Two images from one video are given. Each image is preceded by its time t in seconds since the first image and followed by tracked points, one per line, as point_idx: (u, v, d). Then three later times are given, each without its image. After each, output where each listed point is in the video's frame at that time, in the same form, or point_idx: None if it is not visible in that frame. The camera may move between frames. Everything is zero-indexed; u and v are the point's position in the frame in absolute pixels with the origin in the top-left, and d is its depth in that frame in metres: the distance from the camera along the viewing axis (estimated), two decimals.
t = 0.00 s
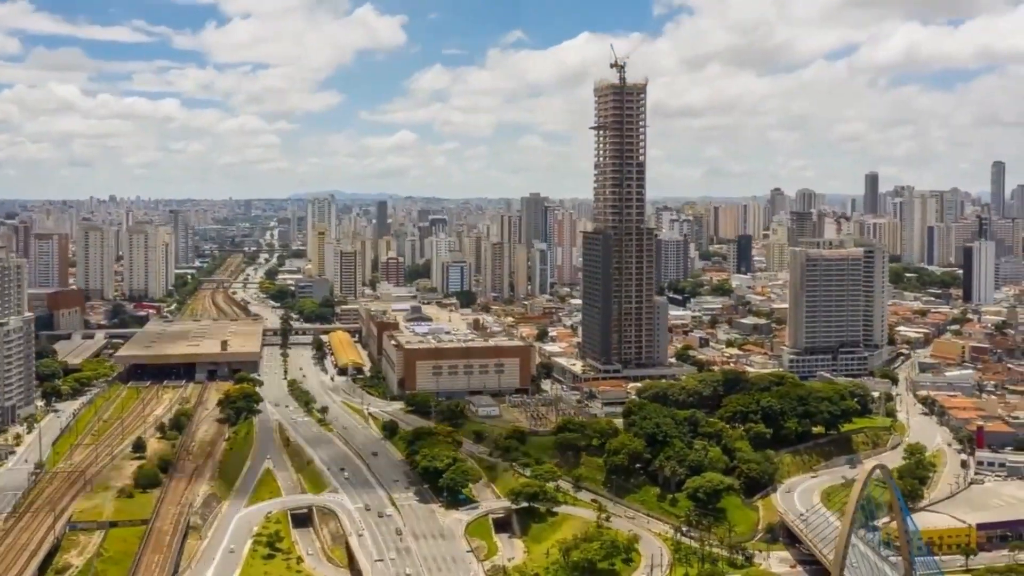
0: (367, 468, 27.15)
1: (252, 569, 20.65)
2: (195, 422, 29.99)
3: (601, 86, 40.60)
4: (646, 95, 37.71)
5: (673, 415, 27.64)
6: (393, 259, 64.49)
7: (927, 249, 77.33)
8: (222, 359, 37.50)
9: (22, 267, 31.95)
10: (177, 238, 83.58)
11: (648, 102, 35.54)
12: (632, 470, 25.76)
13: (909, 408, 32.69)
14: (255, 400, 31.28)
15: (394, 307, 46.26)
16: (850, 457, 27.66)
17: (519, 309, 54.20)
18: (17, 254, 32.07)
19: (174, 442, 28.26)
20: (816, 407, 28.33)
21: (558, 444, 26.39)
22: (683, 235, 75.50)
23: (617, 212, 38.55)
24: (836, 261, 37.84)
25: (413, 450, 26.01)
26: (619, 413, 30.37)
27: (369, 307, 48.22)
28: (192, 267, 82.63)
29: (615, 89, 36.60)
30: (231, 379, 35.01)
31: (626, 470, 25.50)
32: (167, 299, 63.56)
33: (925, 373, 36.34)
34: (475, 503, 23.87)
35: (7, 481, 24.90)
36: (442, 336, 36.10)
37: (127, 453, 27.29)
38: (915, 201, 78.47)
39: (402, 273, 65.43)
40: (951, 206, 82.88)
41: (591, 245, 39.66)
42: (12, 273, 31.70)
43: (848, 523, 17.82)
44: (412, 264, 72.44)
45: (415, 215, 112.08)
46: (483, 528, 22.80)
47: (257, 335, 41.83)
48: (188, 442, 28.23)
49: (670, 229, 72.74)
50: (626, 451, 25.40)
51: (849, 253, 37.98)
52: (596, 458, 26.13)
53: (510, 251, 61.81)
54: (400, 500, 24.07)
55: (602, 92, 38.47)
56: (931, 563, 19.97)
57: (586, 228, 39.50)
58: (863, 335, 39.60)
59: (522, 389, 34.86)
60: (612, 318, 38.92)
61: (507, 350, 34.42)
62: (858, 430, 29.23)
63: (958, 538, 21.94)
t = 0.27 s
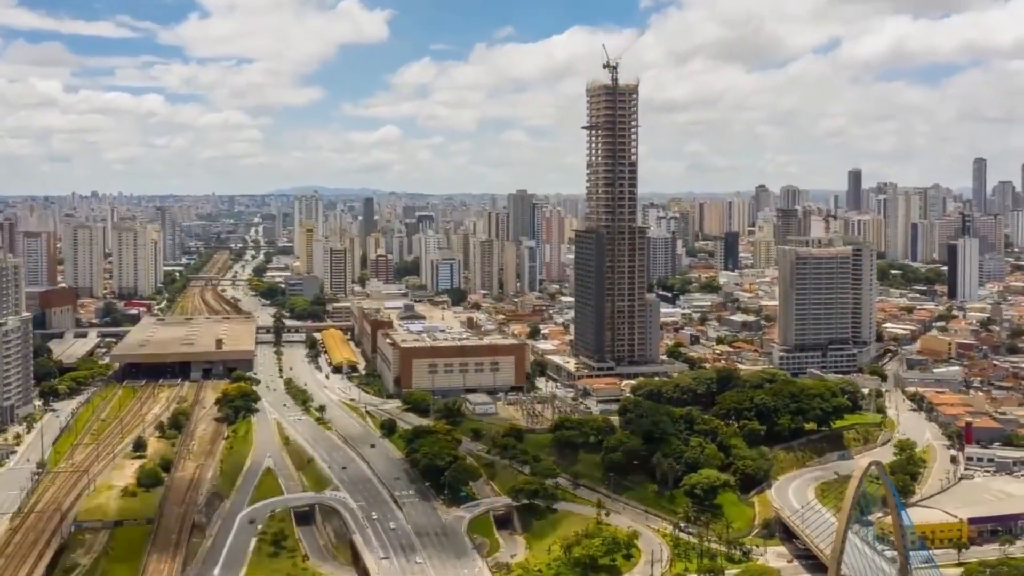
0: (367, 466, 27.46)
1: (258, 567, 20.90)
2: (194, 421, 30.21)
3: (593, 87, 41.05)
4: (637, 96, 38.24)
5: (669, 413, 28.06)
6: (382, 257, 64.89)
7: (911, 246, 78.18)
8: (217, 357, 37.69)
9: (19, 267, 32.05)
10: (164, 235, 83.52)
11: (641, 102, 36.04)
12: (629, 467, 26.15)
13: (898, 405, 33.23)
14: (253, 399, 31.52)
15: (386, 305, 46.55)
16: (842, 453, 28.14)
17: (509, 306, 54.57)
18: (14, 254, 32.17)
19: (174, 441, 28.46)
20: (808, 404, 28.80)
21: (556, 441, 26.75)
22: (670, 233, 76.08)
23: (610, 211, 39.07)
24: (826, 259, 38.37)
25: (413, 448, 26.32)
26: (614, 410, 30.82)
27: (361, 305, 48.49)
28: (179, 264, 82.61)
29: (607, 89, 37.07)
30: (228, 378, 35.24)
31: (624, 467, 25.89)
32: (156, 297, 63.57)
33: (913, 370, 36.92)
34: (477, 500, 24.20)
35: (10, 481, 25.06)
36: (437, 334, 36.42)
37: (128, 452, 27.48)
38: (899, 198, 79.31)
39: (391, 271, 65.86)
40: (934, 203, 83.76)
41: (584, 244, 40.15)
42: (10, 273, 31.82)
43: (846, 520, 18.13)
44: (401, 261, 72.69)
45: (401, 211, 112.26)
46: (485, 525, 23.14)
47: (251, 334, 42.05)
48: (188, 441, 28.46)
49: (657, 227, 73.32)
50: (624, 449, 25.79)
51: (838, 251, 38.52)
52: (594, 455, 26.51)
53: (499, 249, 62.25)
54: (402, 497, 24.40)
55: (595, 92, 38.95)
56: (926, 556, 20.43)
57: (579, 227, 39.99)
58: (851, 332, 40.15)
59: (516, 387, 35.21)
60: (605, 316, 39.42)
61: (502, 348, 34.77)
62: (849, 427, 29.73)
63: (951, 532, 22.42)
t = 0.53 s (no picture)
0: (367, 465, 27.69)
1: (263, 565, 21.10)
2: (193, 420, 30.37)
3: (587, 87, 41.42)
4: (631, 97, 38.62)
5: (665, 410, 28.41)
6: (371, 254, 65.38)
7: (897, 243, 78.91)
8: (213, 356, 37.82)
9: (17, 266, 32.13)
10: (152, 233, 83.43)
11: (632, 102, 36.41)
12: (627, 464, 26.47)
13: (889, 402, 33.67)
14: (251, 397, 31.70)
15: (380, 303, 46.78)
16: (835, 449, 28.53)
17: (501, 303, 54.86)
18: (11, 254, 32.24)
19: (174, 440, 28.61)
20: (802, 402, 29.19)
21: (554, 439, 27.03)
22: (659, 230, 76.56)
23: (603, 210, 39.46)
24: (816, 258, 38.80)
25: (412, 446, 26.57)
26: (609, 408, 31.22)
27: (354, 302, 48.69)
28: (168, 262, 82.54)
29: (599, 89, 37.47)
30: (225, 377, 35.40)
31: (622, 464, 26.21)
32: (147, 295, 63.56)
33: (903, 367, 37.41)
34: (477, 497, 24.47)
35: (11, 480, 25.18)
36: (432, 332, 36.67)
37: (128, 451, 27.62)
38: (885, 195, 80.05)
39: (381, 268, 66.46)
40: (920, 200, 84.53)
41: (578, 243, 40.54)
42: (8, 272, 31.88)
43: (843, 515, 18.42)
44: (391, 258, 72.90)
45: (388, 208, 112.35)
46: (486, 522, 23.41)
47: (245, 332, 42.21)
48: (188, 440, 28.63)
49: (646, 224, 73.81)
50: (622, 446, 26.11)
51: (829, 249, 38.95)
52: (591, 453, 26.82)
53: (488, 246, 62.72)
54: (403, 495, 24.64)
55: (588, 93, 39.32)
56: (923, 551, 21.05)
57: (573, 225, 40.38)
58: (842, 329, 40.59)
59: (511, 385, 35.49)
60: (598, 314, 39.81)
61: (497, 346, 35.04)
62: (841, 424, 30.11)
63: (944, 527, 22.83)
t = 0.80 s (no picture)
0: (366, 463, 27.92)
1: (267, 563, 21.29)
2: (191, 420, 30.52)
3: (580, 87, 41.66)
4: (624, 97, 39.00)
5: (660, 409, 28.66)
6: (361, 252, 65.93)
7: (883, 239, 79.61)
8: (208, 354, 37.96)
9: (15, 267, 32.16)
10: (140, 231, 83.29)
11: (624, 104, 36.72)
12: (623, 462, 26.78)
13: (879, 399, 34.13)
14: (247, 396, 31.86)
15: (371, 301, 46.97)
16: (827, 446, 28.91)
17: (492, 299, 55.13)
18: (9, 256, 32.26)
19: (172, 439, 28.77)
20: (795, 399, 29.57)
21: (551, 437, 27.33)
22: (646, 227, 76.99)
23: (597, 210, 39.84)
24: (806, 257, 39.24)
25: (411, 444, 26.81)
26: (604, 405, 31.58)
27: (347, 299, 48.87)
28: (155, 259, 82.42)
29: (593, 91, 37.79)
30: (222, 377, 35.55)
31: (618, 462, 26.54)
32: (137, 293, 63.49)
33: (892, 363, 37.87)
34: (477, 495, 24.72)
35: (12, 480, 25.28)
36: (427, 330, 36.94)
37: (128, 450, 27.77)
38: (871, 193, 80.74)
39: (371, 265, 66.92)
40: (905, 197, 85.28)
41: (571, 242, 40.87)
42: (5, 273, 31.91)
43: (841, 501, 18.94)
44: (380, 255, 73.06)
45: (376, 205, 112.41)
46: (486, 519, 23.69)
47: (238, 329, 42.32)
48: (187, 439, 28.81)
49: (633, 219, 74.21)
50: (619, 445, 26.44)
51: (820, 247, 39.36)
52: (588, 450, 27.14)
53: (477, 244, 63.26)
54: (403, 493, 24.88)
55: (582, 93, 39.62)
56: (918, 545, 21.51)
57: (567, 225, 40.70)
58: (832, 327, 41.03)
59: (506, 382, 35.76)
60: (592, 312, 40.19)
61: (492, 344, 35.30)
62: (833, 420, 30.50)
63: (936, 522, 23.26)
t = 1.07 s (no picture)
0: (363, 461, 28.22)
1: (270, 560, 21.56)
2: (188, 419, 30.75)
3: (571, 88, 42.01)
4: (615, 97, 39.43)
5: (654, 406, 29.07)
6: (350, 250, 66.21)
7: (866, 236, 80.41)
8: (201, 352, 38.13)
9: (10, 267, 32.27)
10: (126, 228, 83.18)
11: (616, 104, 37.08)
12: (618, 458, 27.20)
13: (867, 395, 34.68)
14: (244, 394, 32.10)
15: (362, 299, 47.23)
16: (817, 442, 29.41)
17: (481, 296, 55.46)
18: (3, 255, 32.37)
19: (170, 438, 28.98)
20: (785, 396, 30.05)
21: (546, 434, 27.71)
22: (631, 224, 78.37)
23: (589, 209, 40.21)
24: (794, 255, 39.76)
25: (409, 442, 27.13)
26: (598, 402, 32.01)
27: (339, 297, 49.09)
28: (141, 257, 82.35)
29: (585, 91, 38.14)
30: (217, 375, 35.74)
31: (613, 458, 26.95)
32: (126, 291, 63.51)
33: (879, 359, 38.45)
34: (475, 492, 25.05)
35: (13, 479, 25.43)
36: (420, 328, 37.27)
37: (126, 449, 27.96)
38: (855, 190, 81.54)
39: (359, 263, 67.17)
40: (888, 195, 86.10)
41: (563, 240, 41.23)
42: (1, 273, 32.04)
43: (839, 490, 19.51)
44: (368, 253, 73.27)
45: (361, 202, 112.49)
46: (485, 515, 24.04)
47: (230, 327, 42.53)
48: (184, 437, 29.03)
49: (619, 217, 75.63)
50: (614, 441, 26.83)
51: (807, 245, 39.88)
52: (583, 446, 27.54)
53: (466, 242, 63.60)
54: (402, 490, 25.19)
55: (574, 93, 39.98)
56: (911, 539, 21.92)
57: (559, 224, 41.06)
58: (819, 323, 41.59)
59: (499, 379, 36.12)
60: (584, 310, 40.57)
61: (485, 342, 35.65)
62: (823, 416, 30.98)
63: (926, 517, 23.76)
